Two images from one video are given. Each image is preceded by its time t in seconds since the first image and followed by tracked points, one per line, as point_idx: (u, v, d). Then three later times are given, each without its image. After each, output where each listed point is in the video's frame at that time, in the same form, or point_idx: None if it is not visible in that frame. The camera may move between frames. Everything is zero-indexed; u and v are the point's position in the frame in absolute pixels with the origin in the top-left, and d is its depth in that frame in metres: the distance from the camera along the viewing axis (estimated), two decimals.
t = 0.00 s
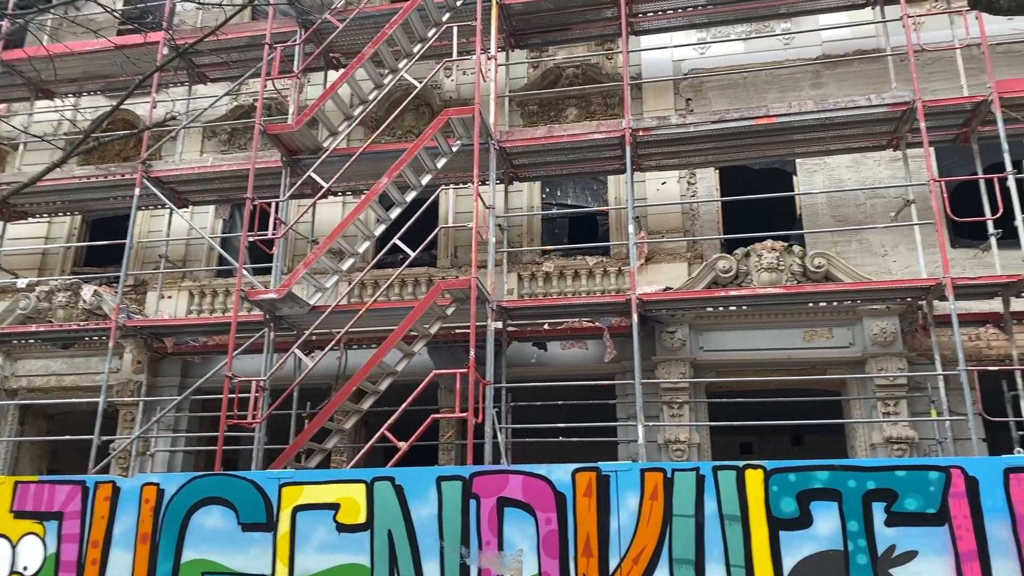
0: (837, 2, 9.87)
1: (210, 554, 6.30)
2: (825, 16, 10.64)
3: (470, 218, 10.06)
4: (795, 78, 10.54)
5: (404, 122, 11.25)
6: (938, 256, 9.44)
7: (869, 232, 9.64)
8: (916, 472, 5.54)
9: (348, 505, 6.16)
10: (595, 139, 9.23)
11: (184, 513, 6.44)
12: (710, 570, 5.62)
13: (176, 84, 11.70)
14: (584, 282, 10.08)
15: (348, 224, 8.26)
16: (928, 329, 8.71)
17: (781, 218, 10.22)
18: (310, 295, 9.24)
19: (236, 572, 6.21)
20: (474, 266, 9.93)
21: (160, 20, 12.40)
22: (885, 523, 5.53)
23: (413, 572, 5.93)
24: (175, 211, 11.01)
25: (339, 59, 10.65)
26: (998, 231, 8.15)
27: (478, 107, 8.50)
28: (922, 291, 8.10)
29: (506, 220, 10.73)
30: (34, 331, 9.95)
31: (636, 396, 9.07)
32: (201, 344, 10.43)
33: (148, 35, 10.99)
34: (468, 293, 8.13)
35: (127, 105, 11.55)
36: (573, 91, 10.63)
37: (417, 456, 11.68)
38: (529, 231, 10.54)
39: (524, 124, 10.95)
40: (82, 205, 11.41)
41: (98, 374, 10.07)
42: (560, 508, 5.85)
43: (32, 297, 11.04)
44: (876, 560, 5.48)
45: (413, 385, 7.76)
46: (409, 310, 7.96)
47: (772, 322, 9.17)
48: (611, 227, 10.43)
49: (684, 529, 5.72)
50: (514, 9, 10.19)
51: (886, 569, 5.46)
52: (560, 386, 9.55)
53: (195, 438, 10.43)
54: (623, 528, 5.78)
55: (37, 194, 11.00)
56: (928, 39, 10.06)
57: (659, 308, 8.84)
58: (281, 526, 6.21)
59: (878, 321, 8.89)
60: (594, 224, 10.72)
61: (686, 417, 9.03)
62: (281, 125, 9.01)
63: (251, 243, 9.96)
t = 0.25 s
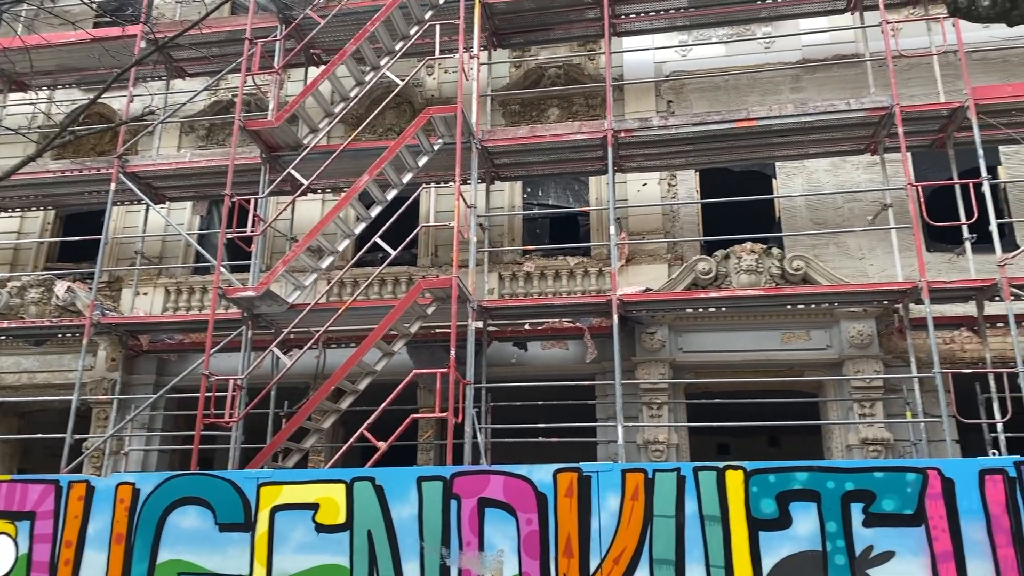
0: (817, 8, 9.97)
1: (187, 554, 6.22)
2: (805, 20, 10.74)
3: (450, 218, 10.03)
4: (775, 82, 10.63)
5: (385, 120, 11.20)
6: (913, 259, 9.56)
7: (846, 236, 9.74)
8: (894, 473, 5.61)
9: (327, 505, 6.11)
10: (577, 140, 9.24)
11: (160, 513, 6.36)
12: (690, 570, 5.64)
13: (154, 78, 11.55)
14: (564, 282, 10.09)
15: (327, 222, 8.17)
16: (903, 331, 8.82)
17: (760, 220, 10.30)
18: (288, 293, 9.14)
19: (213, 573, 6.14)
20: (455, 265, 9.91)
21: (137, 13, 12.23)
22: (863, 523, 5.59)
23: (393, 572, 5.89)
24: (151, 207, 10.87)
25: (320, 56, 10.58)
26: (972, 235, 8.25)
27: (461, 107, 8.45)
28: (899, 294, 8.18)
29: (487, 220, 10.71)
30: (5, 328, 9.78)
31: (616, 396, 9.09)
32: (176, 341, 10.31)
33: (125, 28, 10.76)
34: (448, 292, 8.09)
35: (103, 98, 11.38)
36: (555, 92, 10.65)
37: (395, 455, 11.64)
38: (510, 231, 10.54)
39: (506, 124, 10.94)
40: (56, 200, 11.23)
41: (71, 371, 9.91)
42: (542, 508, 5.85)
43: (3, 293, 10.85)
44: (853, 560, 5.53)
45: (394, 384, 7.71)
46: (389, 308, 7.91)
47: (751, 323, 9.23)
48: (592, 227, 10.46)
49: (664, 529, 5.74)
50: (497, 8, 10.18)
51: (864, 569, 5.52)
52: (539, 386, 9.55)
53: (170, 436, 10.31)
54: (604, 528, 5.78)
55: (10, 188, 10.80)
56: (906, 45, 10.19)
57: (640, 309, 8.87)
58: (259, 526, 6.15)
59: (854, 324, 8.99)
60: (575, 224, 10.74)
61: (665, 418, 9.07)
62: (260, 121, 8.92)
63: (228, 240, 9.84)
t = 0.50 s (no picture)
0: (800, 11, 10.03)
1: (166, 554, 6.15)
2: (788, 23, 10.81)
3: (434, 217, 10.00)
4: (758, 84, 10.69)
5: (369, 118, 11.15)
6: (893, 262, 9.66)
7: (828, 238, 9.82)
8: (874, 473, 5.66)
9: (308, 505, 6.07)
10: (562, 140, 9.25)
11: (138, 512, 6.29)
12: (672, 570, 5.66)
13: (135, 73, 11.42)
14: (548, 282, 10.09)
15: (309, 220, 8.10)
16: (883, 333, 8.91)
17: (742, 222, 10.37)
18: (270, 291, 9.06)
19: (193, 573, 6.07)
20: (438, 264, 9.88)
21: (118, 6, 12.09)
22: (844, 523, 5.64)
23: (374, 572, 5.86)
24: (131, 203, 10.75)
25: (304, 53, 10.52)
26: (951, 238, 8.34)
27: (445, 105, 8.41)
28: (879, 296, 8.25)
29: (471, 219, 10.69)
30: None
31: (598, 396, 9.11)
32: (156, 339, 10.21)
33: (105, 21, 10.61)
34: (432, 291, 8.05)
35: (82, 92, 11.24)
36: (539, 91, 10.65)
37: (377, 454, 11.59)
38: (494, 230, 10.52)
39: (490, 123, 10.93)
40: (33, 195, 11.08)
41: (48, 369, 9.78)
42: (524, 508, 5.85)
43: None
44: (833, 560, 5.58)
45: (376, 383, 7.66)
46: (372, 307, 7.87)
47: (732, 324, 9.28)
48: (575, 228, 10.47)
49: (646, 529, 5.75)
50: (482, 7, 10.16)
51: (844, 568, 5.56)
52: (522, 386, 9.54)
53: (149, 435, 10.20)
54: (587, 528, 5.79)
55: None
56: (888, 49, 10.29)
57: (623, 309, 8.89)
58: (240, 525, 6.10)
59: (835, 325, 9.06)
60: (559, 224, 10.75)
61: (647, 418, 9.10)
62: (243, 117, 8.84)
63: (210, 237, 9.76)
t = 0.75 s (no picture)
0: (788, 13, 10.09)
1: (150, 554, 6.11)
2: (776, 25, 10.86)
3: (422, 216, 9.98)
4: (746, 86, 10.73)
5: (357, 117, 11.11)
6: (879, 264, 9.73)
7: (814, 239, 9.88)
8: (859, 474, 5.70)
9: (295, 504, 6.04)
10: (550, 140, 9.25)
11: (123, 512, 6.24)
12: (659, 570, 5.67)
13: (121, 69, 11.33)
14: (536, 282, 10.10)
15: (297, 219, 8.05)
16: (868, 334, 8.96)
17: (730, 223, 10.41)
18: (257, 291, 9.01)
19: (179, 573, 6.03)
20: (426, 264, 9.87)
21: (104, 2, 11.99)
22: (830, 523, 5.67)
23: (361, 572, 5.84)
24: (117, 200, 10.67)
25: (292, 51, 10.49)
26: (936, 240, 8.39)
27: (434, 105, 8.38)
28: (865, 298, 8.29)
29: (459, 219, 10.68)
30: None
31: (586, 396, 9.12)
32: (141, 338, 10.13)
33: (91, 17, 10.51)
34: (419, 291, 8.02)
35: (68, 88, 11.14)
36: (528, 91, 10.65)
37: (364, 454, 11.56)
38: (483, 230, 10.52)
39: (479, 123, 10.93)
40: (17, 192, 10.97)
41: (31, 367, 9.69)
42: (512, 508, 5.85)
43: None
44: (819, 559, 5.61)
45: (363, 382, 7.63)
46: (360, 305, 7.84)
47: (719, 325, 9.32)
48: (564, 228, 10.48)
49: (634, 529, 5.76)
50: (472, 6, 10.15)
51: (829, 568, 5.59)
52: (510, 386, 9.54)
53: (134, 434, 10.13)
54: (574, 528, 5.79)
55: None
56: (874, 52, 10.36)
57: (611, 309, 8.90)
58: (225, 525, 6.07)
59: (821, 326, 9.12)
60: (547, 224, 10.76)
61: (634, 418, 9.12)
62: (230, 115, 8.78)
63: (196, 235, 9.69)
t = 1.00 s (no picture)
0: (778, 15, 10.13)
1: (138, 554, 6.07)
2: (766, 27, 10.91)
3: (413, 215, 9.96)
4: (736, 86, 10.77)
5: (347, 115, 11.09)
6: (867, 265, 9.78)
7: (804, 240, 9.92)
8: (848, 473, 5.73)
9: (284, 503, 6.02)
10: (541, 139, 9.25)
11: (110, 511, 6.20)
12: (648, 569, 5.68)
13: (109, 66, 11.26)
14: (526, 282, 10.10)
15: (286, 217, 8.01)
16: (857, 334, 9.01)
17: (719, 223, 10.44)
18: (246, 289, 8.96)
19: (166, 573, 6.00)
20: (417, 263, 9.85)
21: None
22: (818, 522, 5.69)
23: (350, 571, 5.83)
24: (104, 198, 10.60)
25: (282, 49, 10.46)
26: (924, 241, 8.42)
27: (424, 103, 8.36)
28: (853, 298, 8.32)
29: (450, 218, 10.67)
30: None
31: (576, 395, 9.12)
32: (129, 336, 10.07)
33: (80, 13, 10.43)
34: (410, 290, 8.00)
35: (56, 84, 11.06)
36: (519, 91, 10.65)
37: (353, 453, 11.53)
38: (473, 229, 10.51)
39: (469, 122, 10.92)
40: (4, 188, 10.87)
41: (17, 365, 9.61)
42: (502, 507, 5.84)
43: None
44: (808, 558, 5.63)
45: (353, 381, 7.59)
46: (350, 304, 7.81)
47: (709, 325, 9.34)
48: (554, 228, 10.49)
49: (623, 528, 5.77)
50: (463, 5, 10.14)
51: (818, 567, 5.62)
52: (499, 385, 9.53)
53: (121, 433, 10.06)
54: (564, 527, 5.79)
55: None
56: (864, 54, 10.42)
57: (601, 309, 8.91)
58: (214, 524, 6.04)
59: (810, 326, 9.16)
60: (537, 224, 10.76)
61: (624, 417, 9.14)
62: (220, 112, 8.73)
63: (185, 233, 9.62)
